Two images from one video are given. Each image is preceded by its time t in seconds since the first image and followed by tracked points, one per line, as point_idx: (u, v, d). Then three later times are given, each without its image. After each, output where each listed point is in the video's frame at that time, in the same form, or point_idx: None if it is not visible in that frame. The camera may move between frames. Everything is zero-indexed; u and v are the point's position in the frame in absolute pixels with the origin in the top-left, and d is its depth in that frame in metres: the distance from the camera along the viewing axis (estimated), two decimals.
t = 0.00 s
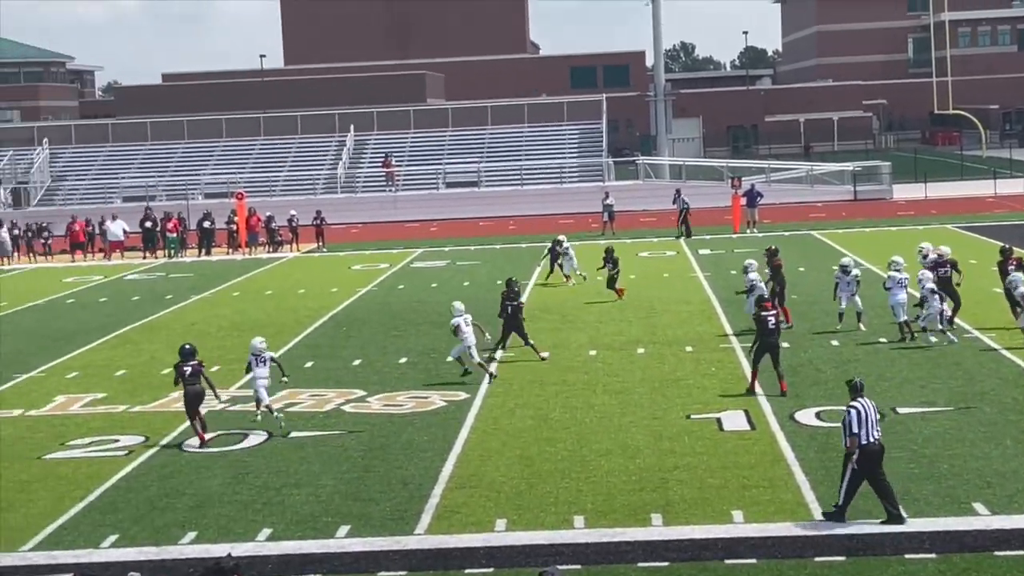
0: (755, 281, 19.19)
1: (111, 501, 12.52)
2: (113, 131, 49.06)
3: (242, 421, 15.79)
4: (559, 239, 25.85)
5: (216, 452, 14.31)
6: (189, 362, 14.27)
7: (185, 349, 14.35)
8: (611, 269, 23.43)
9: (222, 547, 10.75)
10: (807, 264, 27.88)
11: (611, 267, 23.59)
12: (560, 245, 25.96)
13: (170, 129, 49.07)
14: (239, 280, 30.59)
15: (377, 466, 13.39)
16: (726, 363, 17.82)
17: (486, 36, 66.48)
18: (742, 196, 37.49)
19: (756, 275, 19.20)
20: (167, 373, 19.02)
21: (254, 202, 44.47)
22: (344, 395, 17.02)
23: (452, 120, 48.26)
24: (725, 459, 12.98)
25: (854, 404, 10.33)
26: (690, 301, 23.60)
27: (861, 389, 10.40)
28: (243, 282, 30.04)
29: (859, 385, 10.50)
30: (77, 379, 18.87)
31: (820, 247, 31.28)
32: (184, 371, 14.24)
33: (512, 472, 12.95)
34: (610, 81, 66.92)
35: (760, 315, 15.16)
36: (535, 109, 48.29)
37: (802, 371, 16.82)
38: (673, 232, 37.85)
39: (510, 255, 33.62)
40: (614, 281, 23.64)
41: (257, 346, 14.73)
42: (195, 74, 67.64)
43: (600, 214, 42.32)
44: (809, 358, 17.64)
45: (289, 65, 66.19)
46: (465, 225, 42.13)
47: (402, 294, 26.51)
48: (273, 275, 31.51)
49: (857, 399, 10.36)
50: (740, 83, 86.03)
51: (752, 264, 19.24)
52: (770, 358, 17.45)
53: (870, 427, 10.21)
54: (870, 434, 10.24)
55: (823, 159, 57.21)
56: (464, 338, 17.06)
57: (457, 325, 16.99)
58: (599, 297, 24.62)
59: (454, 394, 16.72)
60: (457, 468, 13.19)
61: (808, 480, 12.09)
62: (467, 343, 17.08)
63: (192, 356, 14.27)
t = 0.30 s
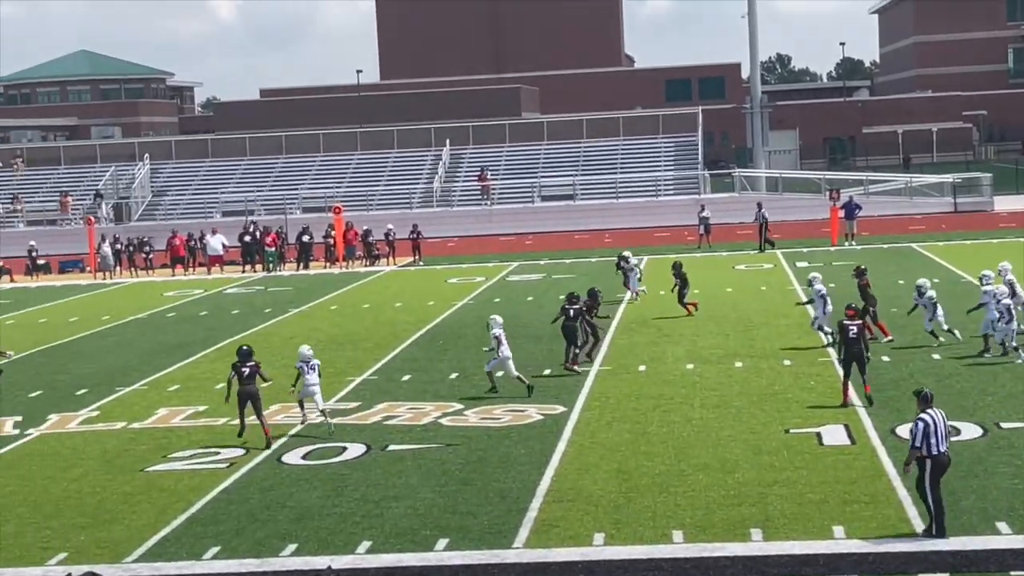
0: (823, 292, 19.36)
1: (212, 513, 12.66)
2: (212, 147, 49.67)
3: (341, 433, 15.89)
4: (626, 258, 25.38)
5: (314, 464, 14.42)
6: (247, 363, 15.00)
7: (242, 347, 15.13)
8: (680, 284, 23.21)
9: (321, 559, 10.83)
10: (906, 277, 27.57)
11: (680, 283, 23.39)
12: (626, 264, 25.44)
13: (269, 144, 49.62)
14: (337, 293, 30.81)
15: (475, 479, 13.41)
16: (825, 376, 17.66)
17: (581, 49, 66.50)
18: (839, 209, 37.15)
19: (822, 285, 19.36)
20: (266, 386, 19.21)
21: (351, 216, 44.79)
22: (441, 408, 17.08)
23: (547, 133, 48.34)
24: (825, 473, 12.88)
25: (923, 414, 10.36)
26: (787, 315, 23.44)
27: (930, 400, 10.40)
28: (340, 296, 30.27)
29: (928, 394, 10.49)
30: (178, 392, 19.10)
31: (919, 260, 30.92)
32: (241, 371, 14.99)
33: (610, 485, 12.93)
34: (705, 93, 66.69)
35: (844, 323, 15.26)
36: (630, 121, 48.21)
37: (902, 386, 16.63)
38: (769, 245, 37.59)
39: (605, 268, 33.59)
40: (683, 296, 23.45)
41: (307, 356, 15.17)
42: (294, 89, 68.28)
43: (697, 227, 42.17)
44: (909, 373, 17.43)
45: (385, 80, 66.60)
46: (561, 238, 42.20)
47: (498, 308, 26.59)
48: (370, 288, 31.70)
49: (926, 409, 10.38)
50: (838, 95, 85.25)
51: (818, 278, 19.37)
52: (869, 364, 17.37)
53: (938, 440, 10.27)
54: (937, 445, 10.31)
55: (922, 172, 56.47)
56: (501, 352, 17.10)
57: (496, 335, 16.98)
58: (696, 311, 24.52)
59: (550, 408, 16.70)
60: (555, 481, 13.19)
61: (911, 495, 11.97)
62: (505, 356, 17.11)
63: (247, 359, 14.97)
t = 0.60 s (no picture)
0: (874, 311, 19.17)
1: (304, 525, 12.75)
2: (304, 161, 50.20)
3: (430, 446, 15.95)
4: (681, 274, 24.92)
5: (404, 477, 14.48)
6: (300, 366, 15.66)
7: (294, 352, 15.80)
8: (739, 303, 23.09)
9: (411, 571, 10.88)
10: (1002, 292, 27.22)
11: (739, 301, 23.19)
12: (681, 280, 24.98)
13: (359, 158, 50.08)
14: (426, 306, 30.96)
15: (565, 493, 13.41)
16: (918, 391, 17.48)
17: (669, 63, 66.39)
18: (932, 223, 36.70)
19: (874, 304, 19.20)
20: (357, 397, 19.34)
21: (440, 229, 44.97)
22: (530, 421, 17.10)
23: (637, 147, 48.38)
24: (919, 490, 12.75)
25: (983, 432, 10.36)
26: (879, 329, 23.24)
27: (992, 417, 10.37)
28: (430, 309, 30.39)
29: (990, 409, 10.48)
30: (271, 404, 19.27)
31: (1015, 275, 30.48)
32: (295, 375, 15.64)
33: (701, 500, 12.88)
34: (795, 106, 66.32)
35: (931, 346, 15.23)
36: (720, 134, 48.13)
37: (998, 401, 16.41)
38: (860, 259, 37.24)
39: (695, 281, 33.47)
40: (740, 314, 23.25)
41: (354, 360, 15.89)
42: (384, 103, 68.69)
43: (787, 241, 41.91)
44: (1006, 388, 17.20)
45: (474, 95, 66.82)
46: (650, 251, 42.14)
47: (588, 321, 26.59)
48: (459, 301, 31.81)
49: (987, 427, 10.36)
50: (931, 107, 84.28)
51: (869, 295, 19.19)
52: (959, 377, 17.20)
53: (997, 459, 10.26)
54: (997, 464, 10.29)
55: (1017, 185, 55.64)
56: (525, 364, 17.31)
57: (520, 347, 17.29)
58: (788, 325, 24.38)
59: (640, 422, 16.66)
60: (644, 495, 13.16)
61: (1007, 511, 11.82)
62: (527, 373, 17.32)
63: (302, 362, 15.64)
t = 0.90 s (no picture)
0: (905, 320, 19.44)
1: (383, 533, 12.80)
2: (382, 170, 50.50)
3: (507, 456, 15.97)
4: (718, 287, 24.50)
5: (482, 487, 14.51)
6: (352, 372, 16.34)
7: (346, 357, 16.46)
8: (780, 314, 22.47)
9: None
10: None
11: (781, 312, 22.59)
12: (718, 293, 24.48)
13: (437, 168, 50.33)
14: (503, 316, 31.01)
15: (642, 504, 13.38)
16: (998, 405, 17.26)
17: (747, 73, 66.17)
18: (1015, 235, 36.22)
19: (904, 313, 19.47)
20: (435, 408, 19.38)
21: (517, 240, 45.00)
22: (608, 432, 17.07)
23: (715, 157, 48.28)
24: (1002, 504, 12.60)
25: None
26: (960, 341, 22.98)
27: None
28: (508, 319, 30.43)
29: None
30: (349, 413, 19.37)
31: None
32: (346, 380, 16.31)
33: (779, 512, 12.81)
34: (875, 117, 65.77)
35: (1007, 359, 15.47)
36: (799, 145, 47.92)
37: None
38: (941, 271, 36.84)
39: (775, 292, 33.29)
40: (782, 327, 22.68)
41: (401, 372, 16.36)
42: (461, 113, 68.87)
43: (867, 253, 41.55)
44: None
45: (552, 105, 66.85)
46: (727, 262, 41.97)
47: (666, 332, 26.50)
48: (536, 312, 31.83)
49: None
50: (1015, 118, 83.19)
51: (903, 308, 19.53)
52: None
53: None
54: None
55: None
56: (543, 378, 17.38)
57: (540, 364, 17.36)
58: (868, 336, 24.18)
59: (718, 434, 16.57)
60: (722, 507, 13.11)
61: None
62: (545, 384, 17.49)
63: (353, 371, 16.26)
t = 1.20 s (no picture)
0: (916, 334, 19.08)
1: (440, 538, 12.81)
2: (441, 176, 50.65)
3: (565, 462, 15.96)
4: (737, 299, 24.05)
5: (540, 493, 14.50)
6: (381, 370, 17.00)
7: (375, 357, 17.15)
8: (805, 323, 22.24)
9: None
10: None
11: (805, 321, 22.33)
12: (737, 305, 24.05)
13: (495, 174, 50.40)
14: (562, 322, 31.00)
15: (701, 512, 13.34)
16: None
17: (807, 80, 65.91)
18: None
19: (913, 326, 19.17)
20: (494, 413, 19.41)
21: (576, 246, 44.97)
22: (666, 439, 17.02)
23: (775, 163, 48.12)
24: None
25: None
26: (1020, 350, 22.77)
27: None
28: (566, 325, 30.43)
29: None
30: (408, 419, 19.42)
31: None
32: (379, 379, 16.96)
33: (838, 521, 12.72)
34: (937, 124, 65.35)
35: None
36: (860, 151, 47.68)
37: None
38: (1003, 279, 36.53)
39: (836, 300, 33.08)
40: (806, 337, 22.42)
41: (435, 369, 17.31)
42: (521, 120, 68.92)
43: (928, 260, 41.26)
44: None
45: (611, 111, 66.82)
46: (786, 269, 41.76)
47: (725, 339, 26.41)
48: (595, 318, 31.78)
49: None
50: None
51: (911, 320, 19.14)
52: None
53: None
54: None
55: None
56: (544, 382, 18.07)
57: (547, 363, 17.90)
58: (927, 345, 24.01)
59: (777, 441, 16.51)
60: (782, 515, 13.04)
61: None
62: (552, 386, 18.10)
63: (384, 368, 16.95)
